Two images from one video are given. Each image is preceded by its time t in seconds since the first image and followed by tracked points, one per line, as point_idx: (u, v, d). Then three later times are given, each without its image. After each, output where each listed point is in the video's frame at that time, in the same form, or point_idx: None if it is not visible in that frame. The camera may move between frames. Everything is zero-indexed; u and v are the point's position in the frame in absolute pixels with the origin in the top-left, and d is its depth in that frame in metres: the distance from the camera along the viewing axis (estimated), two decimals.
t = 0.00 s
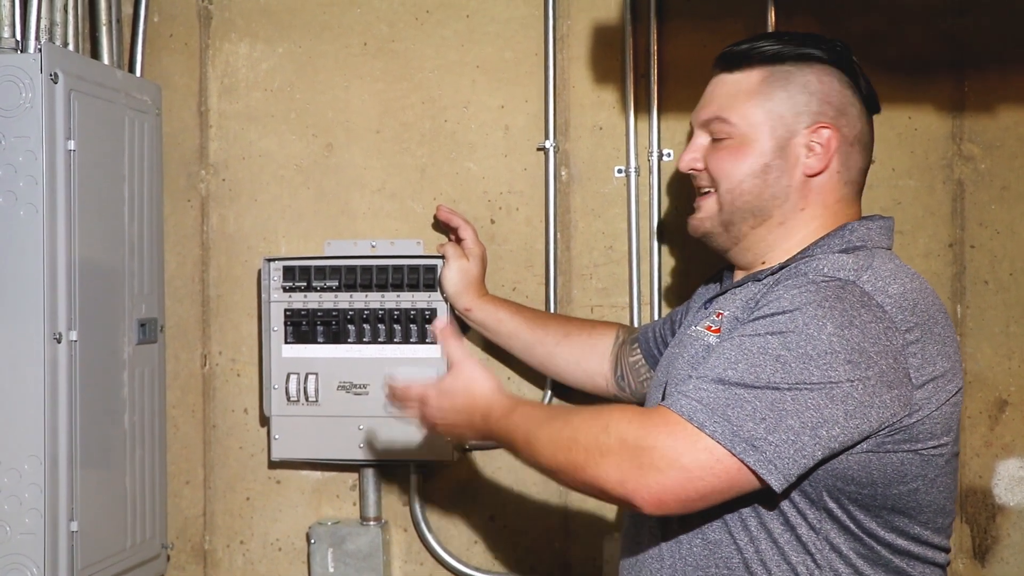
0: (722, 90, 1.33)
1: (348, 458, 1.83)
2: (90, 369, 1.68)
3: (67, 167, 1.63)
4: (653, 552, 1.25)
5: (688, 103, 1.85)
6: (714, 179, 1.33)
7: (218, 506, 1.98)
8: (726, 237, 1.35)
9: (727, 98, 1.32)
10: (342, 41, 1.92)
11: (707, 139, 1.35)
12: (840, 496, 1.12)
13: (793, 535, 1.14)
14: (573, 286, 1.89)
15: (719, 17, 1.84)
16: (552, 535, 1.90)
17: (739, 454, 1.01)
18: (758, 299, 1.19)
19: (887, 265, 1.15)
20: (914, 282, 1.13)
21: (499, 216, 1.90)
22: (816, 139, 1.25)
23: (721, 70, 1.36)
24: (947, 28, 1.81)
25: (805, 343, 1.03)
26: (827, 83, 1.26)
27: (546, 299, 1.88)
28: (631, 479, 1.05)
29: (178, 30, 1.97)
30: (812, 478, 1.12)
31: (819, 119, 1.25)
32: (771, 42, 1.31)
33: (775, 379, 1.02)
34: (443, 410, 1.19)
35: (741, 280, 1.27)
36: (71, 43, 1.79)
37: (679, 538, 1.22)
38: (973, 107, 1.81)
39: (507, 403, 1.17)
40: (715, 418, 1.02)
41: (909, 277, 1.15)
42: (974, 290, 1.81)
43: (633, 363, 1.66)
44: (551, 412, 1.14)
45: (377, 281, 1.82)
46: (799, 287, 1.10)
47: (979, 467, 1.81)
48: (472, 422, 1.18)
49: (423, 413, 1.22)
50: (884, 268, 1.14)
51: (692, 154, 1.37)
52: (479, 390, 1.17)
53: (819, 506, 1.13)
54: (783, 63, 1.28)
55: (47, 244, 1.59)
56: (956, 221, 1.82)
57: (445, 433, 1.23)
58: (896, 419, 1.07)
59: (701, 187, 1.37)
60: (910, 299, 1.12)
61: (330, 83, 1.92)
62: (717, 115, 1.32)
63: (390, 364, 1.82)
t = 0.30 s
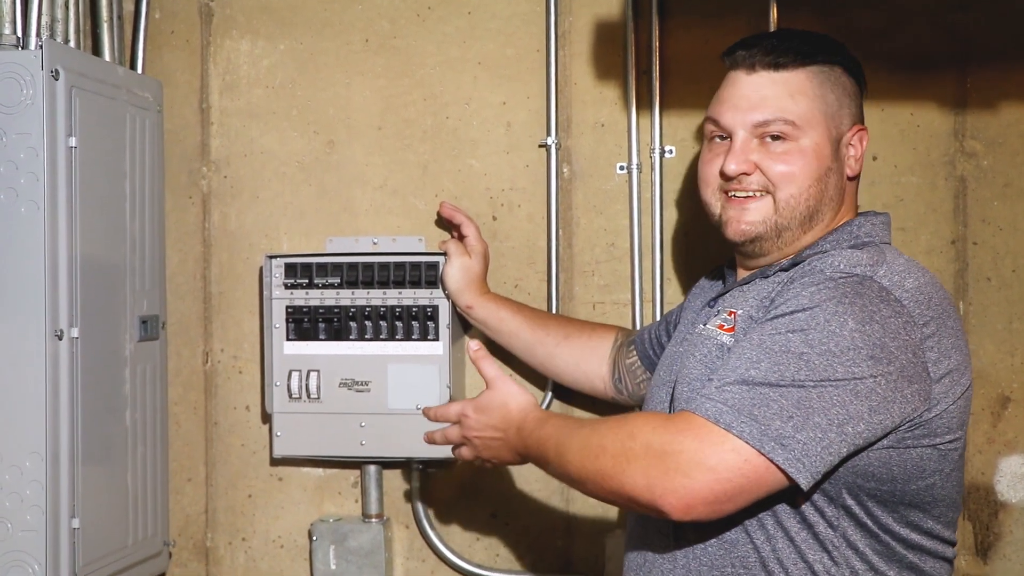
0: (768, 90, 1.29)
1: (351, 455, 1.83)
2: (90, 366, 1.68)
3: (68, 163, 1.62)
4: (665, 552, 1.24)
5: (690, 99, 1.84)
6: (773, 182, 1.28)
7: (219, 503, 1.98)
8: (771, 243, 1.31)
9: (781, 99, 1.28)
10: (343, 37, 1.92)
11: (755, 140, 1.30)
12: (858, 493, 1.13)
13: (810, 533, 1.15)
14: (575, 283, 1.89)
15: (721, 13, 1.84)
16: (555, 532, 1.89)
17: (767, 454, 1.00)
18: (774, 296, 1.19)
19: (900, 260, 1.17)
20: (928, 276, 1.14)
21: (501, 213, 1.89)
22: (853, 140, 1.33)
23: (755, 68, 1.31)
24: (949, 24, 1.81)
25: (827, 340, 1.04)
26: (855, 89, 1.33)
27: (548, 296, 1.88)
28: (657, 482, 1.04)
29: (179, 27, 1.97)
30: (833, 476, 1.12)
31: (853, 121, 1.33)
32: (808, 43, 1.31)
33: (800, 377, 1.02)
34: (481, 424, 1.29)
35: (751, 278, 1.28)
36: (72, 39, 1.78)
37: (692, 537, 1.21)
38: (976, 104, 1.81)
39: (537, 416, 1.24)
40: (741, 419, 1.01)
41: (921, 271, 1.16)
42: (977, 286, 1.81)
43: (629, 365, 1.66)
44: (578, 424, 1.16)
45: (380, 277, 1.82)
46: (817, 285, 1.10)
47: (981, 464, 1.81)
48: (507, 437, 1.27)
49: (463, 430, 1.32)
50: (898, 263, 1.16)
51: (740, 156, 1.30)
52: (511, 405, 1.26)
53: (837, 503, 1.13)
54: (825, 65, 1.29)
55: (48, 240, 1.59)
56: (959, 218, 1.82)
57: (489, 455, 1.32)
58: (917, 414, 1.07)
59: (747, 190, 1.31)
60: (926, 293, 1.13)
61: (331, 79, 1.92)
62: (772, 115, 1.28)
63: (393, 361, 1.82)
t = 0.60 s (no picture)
0: (789, 90, 1.28)
1: (352, 451, 1.83)
2: (91, 362, 1.67)
3: (68, 159, 1.62)
4: (672, 549, 1.23)
5: (691, 95, 1.84)
6: (789, 183, 1.28)
7: (220, 500, 1.98)
8: (784, 244, 1.31)
9: (801, 99, 1.27)
10: (344, 33, 1.92)
11: (773, 140, 1.29)
12: (869, 489, 1.13)
13: (820, 530, 1.14)
14: (576, 279, 1.89)
15: (722, 8, 1.84)
16: (556, 529, 1.89)
17: (783, 449, 0.99)
18: (787, 292, 1.19)
19: (911, 257, 1.17)
20: (939, 274, 1.15)
21: (502, 209, 1.89)
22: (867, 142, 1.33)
23: (776, 66, 1.29)
24: (951, 19, 1.80)
25: (843, 336, 1.03)
26: (870, 89, 1.33)
27: (549, 292, 1.88)
28: (670, 478, 1.03)
29: (179, 22, 1.96)
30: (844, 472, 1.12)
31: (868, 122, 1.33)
32: (828, 42, 1.29)
33: (815, 373, 1.01)
34: (483, 417, 1.29)
35: (762, 274, 1.28)
36: (72, 35, 1.78)
37: (700, 534, 1.21)
38: (977, 99, 1.81)
39: (541, 412, 1.24)
40: (757, 414, 1.00)
41: (933, 269, 1.17)
42: (978, 282, 1.81)
43: (630, 362, 1.66)
44: (588, 419, 1.16)
45: (380, 273, 1.82)
46: (831, 281, 1.10)
47: (982, 460, 1.81)
48: (509, 430, 1.27)
49: (463, 422, 1.32)
50: (910, 260, 1.16)
51: (758, 156, 1.29)
52: (514, 400, 1.26)
53: (848, 500, 1.13)
54: (844, 64, 1.28)
55: (48, 237, 1.59)
56: (960, 214, 1.82)
57: (490, 448, 1.32)
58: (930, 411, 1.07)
59: (762, 191, 1.30)
60: (938, 291, 1.13)
61: (332, 75, 1.92)
62: (791, 116, 1.27)
63: (394, 357, 1.82)
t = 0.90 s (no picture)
0: (790, 87, 1.28)
1: (352, 450, 1.83)
2: (90, 361, 1.67)
3: (67, 157, 1.62)
4: (669, 546, 1.23)
5: (690, 93, 1.84)
6: (789, 180, 1.28)
7: (220, 499, 1.98)
8: (783, 241, 1.31)
9: (803, 97, 1.27)
10: (343, 32, 1.91)
11: (773, 137, 1.29)
12: (865, 487, 1.13)
13: (816, 528, 1.14)
14: (575, 277, 1.89)
15: (721, 6, 1.83)
16: (555, 527, 1.89)
17: (776, 448, 0.99)
18: (783, 290, 1.19)
19: (907, 256, 1.17)
20: (936, 272, 1.15)
21: (501, 207, 1.89)
22: (868, 141, 1.33)
23: (778, 63, 1.29)
24: (950, 17, 1.80)
25: (837, 334, 1.03)
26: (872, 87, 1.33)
27: (548, 290, 1.88)
28: (664, 475, 1.03)
29: (178, 21, 1.96)
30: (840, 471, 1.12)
31: (870, 121, 1.33)
32: (832, 39, 1.29)
33: (809, 371, 1.01)
34: (483, 415, 1.30)
35: (755, 273, 1.28)
36: (71, 34, 1.78)
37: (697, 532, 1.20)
38: (976, 97, 1.80)
39: (540, 408, 1.24)
40: (751, 412, 1.00)
41: (930, 267, 1.17)
42: (978, 279, 1.81)
43: (630, 358, 1.66)
44: (585, 417, 1.16)
45: (380, 272, 1.82)
46: (826, 279, 1.10)
47: (982, 458, 1.81)
48: (510, 429, 1.27)
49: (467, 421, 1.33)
50: (907, 259, 1.16)
51: (758, 153, 1.29)
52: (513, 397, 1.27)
53: (844, 498, 1.13)
54: (847, 63, 1.28)
55: (47, 235, 1.59)
56: (959, 211, 1.82)
57: (490, 446, 1.32)
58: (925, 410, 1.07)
59: (763, 188, 1.30)
60: (934, 289, 1.13)
61: (331, 74, 1.92)
62: (793, 113, 1.27)
63: (393, 355, 1.82)
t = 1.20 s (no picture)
0: (784, 86, 1.28)
1: (350, 450, 1.83)
2: (89, 360, 1.67)
3: (66, 156, 1.62)
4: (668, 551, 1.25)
5: (690, 93, 1.84)
6: (785, 179, 1.28)
7: (219, 498, 1.98)
8: (779, 239, 1.31)
9: (797, 96, 1.27)
10: (342, 32, 1.92)
11: (768, 136, 1.29)
12: (864, 489, 1.13)
13: (814, 527, 1.14)
14: (575, 277, 1.89)
15: (720, 6, 1.84)
16: (554, 527, 1.89)
17: (782, 454, 0.98)
18: (782, 293, 1.19)
19: (904, 257, 1.17)
20: (933, 274, 1.15)
21: (501, 207, 1.89)
22: (866, 140, 1.33)
23: (772, 63, 1.29)
24: (949, 17, 1.81)
25: (838, 339, 1.03)
26: (869, 87, 1.33)
27: (548, 290, 1.88)
28: (673, 485, 1.02)
29: (178, 21, 1.96)
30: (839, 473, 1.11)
31: (867, 120, 1.32)
32: (826, 39, 1.29)
33: (812, 377, 1.00)
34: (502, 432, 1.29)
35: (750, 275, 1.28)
36: (71, 33, 1.78)
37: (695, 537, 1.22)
38: (975, 97, 1.81)
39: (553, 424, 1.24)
40: (756, 420, 0.99)
41: (926, 268, 1.17)
42: (976, 279, 1.81)
43: (630, 358, 1.66)
44: (591, 431, 1.16)
45: (378, 271, 1.81)
46: (825, 283, 1.10)
47: (982, 458, 1.81)
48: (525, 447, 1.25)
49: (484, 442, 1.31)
50: (904, 261, 1.16)
51: (753, 152, 1.29)
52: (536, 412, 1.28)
53: (841, 499, 1.13)
54: (841, 62, 1.28)
55: (47, 234, 1.58)
56: (958, 212, 1.82)
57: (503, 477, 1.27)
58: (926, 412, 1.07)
59: (758, 187, 1.30)
60: (932, 291, 1.13)
61: (330, 73, 1.92)
62: (787, 112, 1.27)
63: (391, 355, 1.82)
